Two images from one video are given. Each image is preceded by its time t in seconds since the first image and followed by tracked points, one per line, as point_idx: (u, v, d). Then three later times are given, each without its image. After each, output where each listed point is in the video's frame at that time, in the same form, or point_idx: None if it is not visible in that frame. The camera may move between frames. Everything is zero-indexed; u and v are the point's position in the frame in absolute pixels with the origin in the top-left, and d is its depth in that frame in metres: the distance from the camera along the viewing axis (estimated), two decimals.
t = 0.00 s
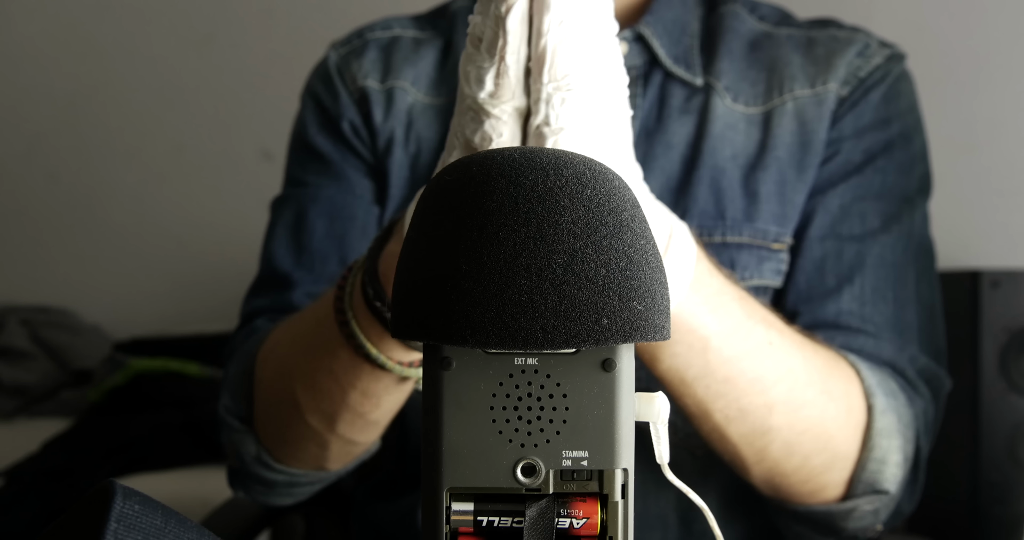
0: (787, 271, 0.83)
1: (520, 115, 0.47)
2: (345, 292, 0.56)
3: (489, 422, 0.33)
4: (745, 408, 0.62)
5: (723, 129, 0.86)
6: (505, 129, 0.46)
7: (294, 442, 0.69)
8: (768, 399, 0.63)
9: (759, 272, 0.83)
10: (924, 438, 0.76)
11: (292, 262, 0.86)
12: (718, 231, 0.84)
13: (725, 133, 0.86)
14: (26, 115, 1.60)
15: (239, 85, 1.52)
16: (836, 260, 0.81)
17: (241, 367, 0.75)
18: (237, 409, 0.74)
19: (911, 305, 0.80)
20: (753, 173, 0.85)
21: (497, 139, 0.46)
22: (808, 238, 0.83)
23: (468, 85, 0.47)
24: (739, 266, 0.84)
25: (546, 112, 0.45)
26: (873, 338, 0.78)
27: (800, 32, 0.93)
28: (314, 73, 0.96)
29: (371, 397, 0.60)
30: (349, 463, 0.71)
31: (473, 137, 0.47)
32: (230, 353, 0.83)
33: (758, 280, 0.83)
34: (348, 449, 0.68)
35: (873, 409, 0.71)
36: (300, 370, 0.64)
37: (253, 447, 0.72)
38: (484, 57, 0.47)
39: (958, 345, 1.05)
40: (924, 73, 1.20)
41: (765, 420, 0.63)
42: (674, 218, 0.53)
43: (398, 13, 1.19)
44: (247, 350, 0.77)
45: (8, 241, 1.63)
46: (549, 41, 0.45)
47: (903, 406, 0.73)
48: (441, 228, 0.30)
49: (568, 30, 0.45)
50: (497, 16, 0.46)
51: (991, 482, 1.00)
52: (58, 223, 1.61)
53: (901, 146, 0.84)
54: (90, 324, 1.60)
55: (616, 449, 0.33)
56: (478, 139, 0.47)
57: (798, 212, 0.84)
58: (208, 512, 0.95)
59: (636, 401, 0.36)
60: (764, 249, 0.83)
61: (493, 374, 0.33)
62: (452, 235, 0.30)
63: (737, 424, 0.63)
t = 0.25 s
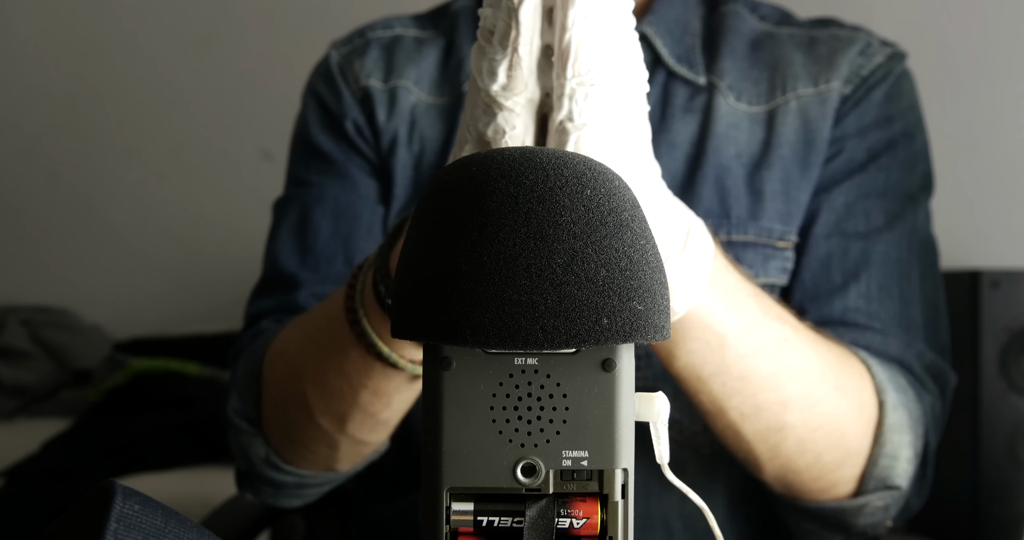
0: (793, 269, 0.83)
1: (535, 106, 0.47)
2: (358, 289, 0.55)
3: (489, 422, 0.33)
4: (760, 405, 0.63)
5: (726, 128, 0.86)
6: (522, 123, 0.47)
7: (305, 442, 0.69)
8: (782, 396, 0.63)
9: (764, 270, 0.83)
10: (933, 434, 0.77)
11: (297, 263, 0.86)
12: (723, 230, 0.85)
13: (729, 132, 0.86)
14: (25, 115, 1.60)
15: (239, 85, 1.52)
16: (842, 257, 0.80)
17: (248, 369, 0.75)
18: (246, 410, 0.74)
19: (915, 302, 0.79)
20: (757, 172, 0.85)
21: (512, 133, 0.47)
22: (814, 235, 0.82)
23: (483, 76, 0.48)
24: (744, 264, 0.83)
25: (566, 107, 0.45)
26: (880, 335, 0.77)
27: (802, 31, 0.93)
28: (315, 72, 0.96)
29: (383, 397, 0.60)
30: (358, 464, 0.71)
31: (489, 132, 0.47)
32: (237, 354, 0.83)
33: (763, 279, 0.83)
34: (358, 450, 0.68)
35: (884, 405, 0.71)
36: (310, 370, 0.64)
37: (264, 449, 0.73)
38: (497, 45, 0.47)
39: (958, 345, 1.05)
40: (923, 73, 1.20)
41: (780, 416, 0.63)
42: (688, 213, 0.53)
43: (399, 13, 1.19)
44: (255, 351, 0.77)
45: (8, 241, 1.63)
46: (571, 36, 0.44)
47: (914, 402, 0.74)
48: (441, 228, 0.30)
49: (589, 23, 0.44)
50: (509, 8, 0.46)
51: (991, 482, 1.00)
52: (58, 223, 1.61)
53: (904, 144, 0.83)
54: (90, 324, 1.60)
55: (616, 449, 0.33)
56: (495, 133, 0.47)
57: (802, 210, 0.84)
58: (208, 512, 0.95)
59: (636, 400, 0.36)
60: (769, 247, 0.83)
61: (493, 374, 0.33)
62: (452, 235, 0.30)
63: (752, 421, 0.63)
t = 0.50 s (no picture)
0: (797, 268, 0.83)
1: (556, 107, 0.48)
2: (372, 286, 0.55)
3: (489, 422, 0.33)
4: (773, 405, 0.63)
5: (730, 127, 0.86)
6: (543, 123, 0.48)
7: (317, 442, 0.69)
8: (794, 396, 0.63)
9: (768, 270, 0.83)
10: (942, 434, 0.77)
11: (303, 263, 0.86)
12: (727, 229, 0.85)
13: (733, 131, 0.86)
14: (26, 116, 1.61)
15: (240, 85, 1.52)
16: (849, 256, 0.80)
17: (259, 370, 0.75)
18: (256, 411, 0.73)
19: (922, 301, 0.79)
20: (761, 171, 0.85)
21: (534, 134, 0.48)
22: (820, 236, 0.82)
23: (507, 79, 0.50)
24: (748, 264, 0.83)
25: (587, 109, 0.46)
26: (887, 335, 0.78)
27: (805, 30, 0.93)
28: (318, 70, 0.95)
29: (399, 396, 0.60)
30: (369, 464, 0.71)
31: (511, 131, 0.49)
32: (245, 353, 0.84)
33: (768, 278, 0.83)
34: (370, 449, 0.68)
35: (895, 404, 0.71)
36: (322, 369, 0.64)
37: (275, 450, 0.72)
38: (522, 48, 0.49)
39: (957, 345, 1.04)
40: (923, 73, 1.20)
41: (792, 416, 0.64)
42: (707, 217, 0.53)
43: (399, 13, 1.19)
44: (264, 352, 0.77)
45: (8, 241, 1.63)
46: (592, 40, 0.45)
47: (924, 402, 0.74)
48: (441, 228, 0.30)
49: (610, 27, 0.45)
50: (533, 9, 0.48)
51: (991, 482, 0.99)
52: (58, 223, 1.61)
53: (909, 143, 0.83)
54: (90, 324, 1.60)
55: (616, 449, 0.33)
56: (518, 135, 0.48)
57: (807, 210, 0.84)
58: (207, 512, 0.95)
59: (636, 400, 0.36)
60: (774, 246, 0.83)
61: (493, 374, 0.33)
62: (452, 235, 0.30)
63: (765, 422, 0.63)
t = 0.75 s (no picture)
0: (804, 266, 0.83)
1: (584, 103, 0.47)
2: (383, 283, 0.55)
3: (489, 422, 0.33)
4: (789, 404, 0.63)
5: (737, 124, 0.86)
6: (570, 122, 0.47)
7: (331, 437, 0.69)
8: (810, 395, 0.63)
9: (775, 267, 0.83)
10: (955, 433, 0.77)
11: (312, 258, 0.86)
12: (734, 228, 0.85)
13: (740, 129, 0.86)
14: (26, 116, 1.61)
15: (241, 84, 1.52)
16: (860, 255, 0.80)
17: (272, 364, 0.75)
18: (269, 406, 0.74)
19: (932, 300, 0.79)
20: (768, 169, 0.85)
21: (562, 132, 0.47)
22: (830, 234, 0.82)
23: (536, 75, 0.47)
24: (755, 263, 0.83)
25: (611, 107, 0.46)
26: (899, 334, 0.78)
27: (811, 27, 0.93)
28: (325, 67, 0.95)
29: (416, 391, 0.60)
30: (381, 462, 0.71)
31: (539, 128, 0.47)
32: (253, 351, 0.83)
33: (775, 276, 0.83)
34: (383, 445, 0.68)
35: (910, 403, 0.71)
36: (338, 364, 0.64)
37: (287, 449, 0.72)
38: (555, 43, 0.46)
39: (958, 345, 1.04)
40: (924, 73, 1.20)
41: (809, 415, 0.64)
42: (727, 215, 0.54)
43: (401, 12, 1.18)
44: (276, 346, 0.77)
45: (8, 241, 1.63)
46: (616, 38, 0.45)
47: (936, 400, 0.74)
48: (441, 228, 0.30)
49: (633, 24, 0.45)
50: (567, 6, 0.45)
51: (991, 482, 0.99)
52: (59, 223, 1.61)
53: (918, 141, 0.83)
54: (91, 324, 1.60)
55: (616, 449, 0.33)
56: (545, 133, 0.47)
57: (815, 207, 0.84)
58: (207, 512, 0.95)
59: (636, 400, 0.36)
60: (782, 244, 0.83)
61: (493, 375, 0.33)
62: (452, 235, 0.30)
63: (781, 421, 0.64)
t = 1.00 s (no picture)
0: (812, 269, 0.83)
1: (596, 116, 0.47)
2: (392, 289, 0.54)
3: (489, 422, 0.33)
4: (800, 412, 0.63)
5: (745, 125, 0.86)
6: (583, 133, 0.47)
7: (341, 442, 0.69)
8: (822, 403, 0.63)
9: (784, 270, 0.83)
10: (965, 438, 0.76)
11: (320, 260, 0.86)
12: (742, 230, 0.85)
13: (748, 129, 0.86)
14: (27, 116, 1.61)
15: (243, 84, 1.52)
16: (870, 259, 0.80)
17: (282, 370, 0.75)
18: (280, 411, 0.74)
19: (943, 305, 0.79)
20: (777, 170, 0.86)
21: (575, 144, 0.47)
22: (841, 238, 0.82)
23: (548, 88, 0.48)
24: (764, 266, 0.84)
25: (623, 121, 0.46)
26: (909, 339, 0.78)
27: (820, 26, 0.93)
28: (331, 66, 0.95)
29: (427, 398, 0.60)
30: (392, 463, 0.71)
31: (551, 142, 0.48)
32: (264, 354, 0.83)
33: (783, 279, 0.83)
34: (394, 449, 0.68)
35: (921, 410, 0.71)
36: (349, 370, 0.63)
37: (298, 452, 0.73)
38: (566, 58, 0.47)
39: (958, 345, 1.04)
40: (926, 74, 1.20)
41: (819, 422, 0.64)
42: (740, 225, 0.54)
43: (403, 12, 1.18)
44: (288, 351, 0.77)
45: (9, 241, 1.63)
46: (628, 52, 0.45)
47: (946, 406, 0.74)
48: (441, 228, 0.30)
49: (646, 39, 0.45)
50: (579, 20, 0.46)
51: (991, 482, 0.98)
52: (59, 223, 1.61)
53: (929, 144, 0.82)
54: (91, 324, 1.60)
55: (616, 449, 0.33)
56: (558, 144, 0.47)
57: (824, 210, 0.84)
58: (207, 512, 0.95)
59: (636, 400, 0.36)
60: (789, 246, 0.83)
61: (493, 375, 0.33)
62: (452, 235, 0.30)
63: (792, 428, 0.64)
